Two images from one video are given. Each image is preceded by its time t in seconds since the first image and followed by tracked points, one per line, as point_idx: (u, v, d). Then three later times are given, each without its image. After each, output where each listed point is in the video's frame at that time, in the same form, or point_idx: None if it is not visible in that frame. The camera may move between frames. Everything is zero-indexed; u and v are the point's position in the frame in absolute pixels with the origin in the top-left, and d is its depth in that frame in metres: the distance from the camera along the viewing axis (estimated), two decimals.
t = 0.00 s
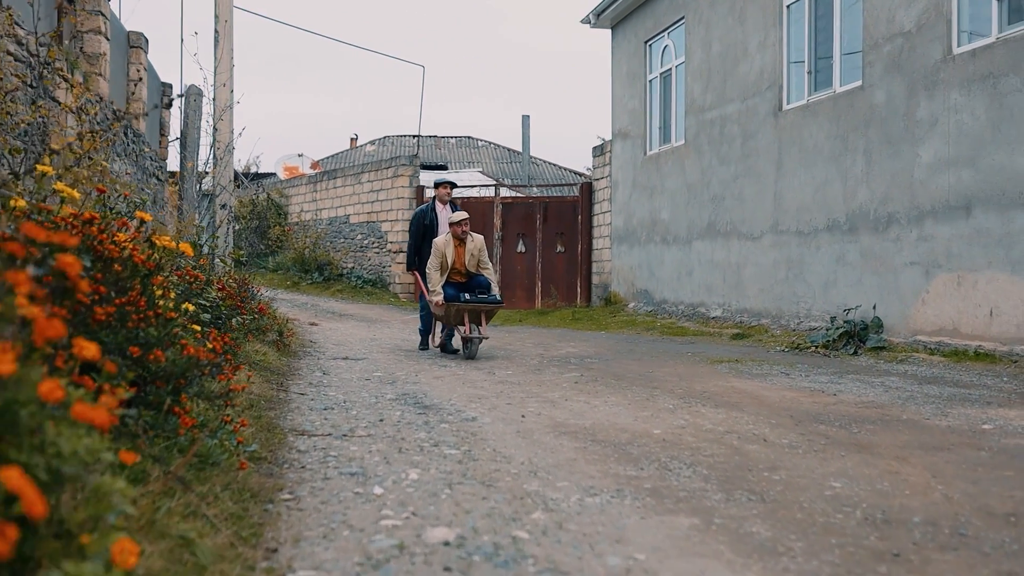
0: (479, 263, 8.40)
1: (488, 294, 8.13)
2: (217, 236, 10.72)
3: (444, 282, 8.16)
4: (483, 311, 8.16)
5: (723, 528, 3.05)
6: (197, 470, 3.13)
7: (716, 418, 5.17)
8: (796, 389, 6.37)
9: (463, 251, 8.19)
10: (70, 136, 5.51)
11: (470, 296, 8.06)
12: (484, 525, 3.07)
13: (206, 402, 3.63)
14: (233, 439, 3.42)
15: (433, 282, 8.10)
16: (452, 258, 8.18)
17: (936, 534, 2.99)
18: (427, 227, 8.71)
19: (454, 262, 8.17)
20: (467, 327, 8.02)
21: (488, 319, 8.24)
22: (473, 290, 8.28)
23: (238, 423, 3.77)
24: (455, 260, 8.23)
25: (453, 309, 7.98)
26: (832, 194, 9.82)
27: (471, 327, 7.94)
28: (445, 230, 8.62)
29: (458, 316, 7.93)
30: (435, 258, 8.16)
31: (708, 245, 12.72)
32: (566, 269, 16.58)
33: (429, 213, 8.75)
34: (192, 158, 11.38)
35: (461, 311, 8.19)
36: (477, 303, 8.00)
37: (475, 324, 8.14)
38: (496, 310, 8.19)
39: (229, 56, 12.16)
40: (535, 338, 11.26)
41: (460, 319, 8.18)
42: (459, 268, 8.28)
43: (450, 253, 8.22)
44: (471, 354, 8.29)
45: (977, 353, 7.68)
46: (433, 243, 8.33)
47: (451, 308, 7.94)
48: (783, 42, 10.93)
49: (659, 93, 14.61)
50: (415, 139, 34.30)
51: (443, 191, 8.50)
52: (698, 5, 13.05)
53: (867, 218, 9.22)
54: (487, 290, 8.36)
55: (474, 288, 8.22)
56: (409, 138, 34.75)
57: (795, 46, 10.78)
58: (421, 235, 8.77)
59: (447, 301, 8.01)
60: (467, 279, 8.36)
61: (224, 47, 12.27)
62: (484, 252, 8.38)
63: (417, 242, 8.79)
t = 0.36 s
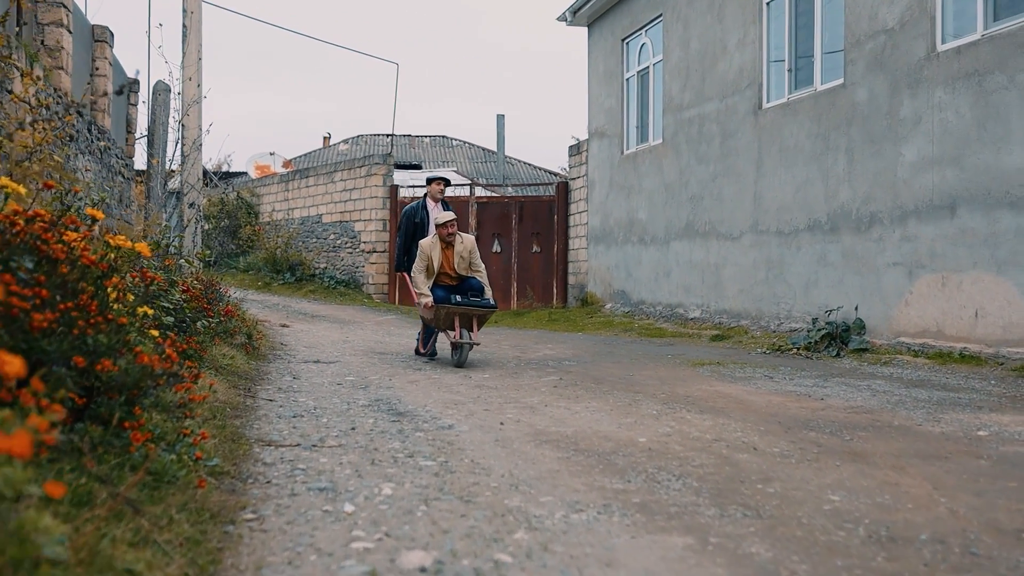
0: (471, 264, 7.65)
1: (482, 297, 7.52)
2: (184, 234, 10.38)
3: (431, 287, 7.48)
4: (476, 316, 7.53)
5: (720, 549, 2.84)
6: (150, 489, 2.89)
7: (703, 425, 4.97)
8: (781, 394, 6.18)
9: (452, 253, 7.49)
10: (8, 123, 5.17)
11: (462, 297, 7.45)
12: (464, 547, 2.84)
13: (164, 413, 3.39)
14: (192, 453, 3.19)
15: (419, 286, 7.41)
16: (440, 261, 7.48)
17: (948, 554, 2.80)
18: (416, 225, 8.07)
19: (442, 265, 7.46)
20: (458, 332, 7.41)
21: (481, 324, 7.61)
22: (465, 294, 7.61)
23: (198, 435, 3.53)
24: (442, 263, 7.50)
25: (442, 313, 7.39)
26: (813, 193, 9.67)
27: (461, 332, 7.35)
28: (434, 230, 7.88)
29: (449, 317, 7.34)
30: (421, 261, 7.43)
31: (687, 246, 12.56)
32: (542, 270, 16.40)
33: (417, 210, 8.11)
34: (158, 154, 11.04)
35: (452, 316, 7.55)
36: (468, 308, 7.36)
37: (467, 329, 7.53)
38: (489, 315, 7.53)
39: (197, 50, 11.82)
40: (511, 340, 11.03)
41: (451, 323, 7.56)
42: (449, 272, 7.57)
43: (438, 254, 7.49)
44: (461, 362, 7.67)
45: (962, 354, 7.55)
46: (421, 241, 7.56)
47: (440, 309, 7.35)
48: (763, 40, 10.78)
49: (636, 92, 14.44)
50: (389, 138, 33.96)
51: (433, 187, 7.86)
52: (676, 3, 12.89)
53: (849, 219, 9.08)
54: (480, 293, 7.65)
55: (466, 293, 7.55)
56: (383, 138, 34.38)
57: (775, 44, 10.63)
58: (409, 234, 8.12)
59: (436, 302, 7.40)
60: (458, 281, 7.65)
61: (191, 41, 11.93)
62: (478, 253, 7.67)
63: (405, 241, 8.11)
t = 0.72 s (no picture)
0: (470, 268, 7.38)
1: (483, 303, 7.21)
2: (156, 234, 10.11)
3: (428, 288, 7.19)
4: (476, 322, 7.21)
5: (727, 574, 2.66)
6: (112, 514, 2.67)
7: (696, 434, 4.78)
8: (773, 400, 6.00)
9: (449, 255, 7.24)
10: None
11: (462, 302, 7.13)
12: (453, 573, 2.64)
13: (129, 428, 3.16)
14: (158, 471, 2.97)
15: (414, 288, 7.13)
16: (437, 263, 7.21)
17: None
18: (414, 224, 7.75)
19: (438, 267, 7.19)
20: (456, 338, 7.12)
21: (480, 331, 7.28)
22: (465, 299, 7.32)
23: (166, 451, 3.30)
24: (439, 265, 7.23)
25: (440, 318, 7.03)
26: (798, 194, 9.54)
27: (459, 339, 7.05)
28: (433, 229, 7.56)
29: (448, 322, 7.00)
30: (416, 262, 7.18)
31: (669, 247, 12.41)
32: (521, 270, 16.20)
33: (416, 208, 7.79)
34: (130, 152, 10.74)
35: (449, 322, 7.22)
36: (467, 313, 7.07)
37: (465, 336, 7.20)
38: (489, 322, 7.23)
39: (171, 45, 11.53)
40: (492, 343, 10.82)
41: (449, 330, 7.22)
42: (447, 274, 7.29)
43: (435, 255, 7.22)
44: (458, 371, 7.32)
45: (953, 358, 7.43)
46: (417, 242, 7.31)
47: (438, 314, 7.01)
48: (747, 39, 10.64)
49: (617, 91, 14.27)
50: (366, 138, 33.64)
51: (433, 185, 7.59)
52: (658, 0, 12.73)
53: (835, 220, 8.95)
54: (480, 298, 7.35)
55: (466, 296, 7.26)
56: (359, 137, 34.06)
57: (760, 42, 10.49)
58: (406, 233, 7.80)
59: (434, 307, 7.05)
60: (457, 285, 7.37)
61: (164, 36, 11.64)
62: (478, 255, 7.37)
63: (402, 242, 7.81)
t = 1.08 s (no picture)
0: (465, 269, 7.15)
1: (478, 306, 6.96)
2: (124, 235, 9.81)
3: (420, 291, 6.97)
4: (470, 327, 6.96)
5: None
6: (73, 540, 2.47)
7: (688, 443, 4.61)
8: (761, 406, 5.84)
9: (443, 257, 7.01)
10: None
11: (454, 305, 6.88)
12: None
13: (92, 445, 2.95)
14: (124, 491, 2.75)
15: (405, 291, 6.91)
16: (430, 264, 6.99)
17: None
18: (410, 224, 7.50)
19: (430, 268, 6.97)
20: (450, 343, 6.87)
21: (475, 336, 7.02)
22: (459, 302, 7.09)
23: (133, 469, 3.08)
24: (431, 266, 7.01)
25: (431, 322, 6.80)
26: (781, 194, 9.42)
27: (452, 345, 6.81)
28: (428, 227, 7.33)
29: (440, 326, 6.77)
30: (407, 264, 6.97)
31: (648, 247, 12.26)
32: (499, 268, 16.01)
33: (413, 207, 7.55)
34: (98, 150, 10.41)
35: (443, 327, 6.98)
36: (461, 316, 6.82)
37: (459, 342, 6.94)
38: (484, 325, 6.97)
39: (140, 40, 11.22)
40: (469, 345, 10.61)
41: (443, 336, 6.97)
42: (440, 276, 7.07)
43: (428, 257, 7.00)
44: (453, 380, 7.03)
45: (940, 361, 7.32)
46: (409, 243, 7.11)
47: (430, 318, 6.78)
48: (728, 37, 10.52)
49: (595, 90, 14.12)
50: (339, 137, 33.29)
51: (430, 183, 7.33)
52: None
53: (819, 220, 8.84)
54: (475, 301, 7.11)
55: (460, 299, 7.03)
56: (332, 136, 33.69)
57: (741, 41, 10.37)
58: (402, 234, 7.56)
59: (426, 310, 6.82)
60: (451, 287, 7.15)
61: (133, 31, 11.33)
62: (474, 255, 7.15)
63: (399, 243, 7.57)
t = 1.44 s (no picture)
0: (460, 269, 6.94)
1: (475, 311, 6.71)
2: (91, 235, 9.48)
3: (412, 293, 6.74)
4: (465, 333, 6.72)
5: None
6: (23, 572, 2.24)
7: (681, 452, 4.42)
8: (751, 412, 5.67)
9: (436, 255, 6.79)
10: None
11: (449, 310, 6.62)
12: None
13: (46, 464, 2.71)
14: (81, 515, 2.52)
15: (397, 293, 6.67)
16: (422, 264, 6.76)
17: None
18: (397, 221, 7.25)
19: (423, 268, 6.74)
20: (444, 350, 6.61)
21: (471, 341, 6.78)
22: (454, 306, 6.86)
23: (92, 488, 2.85)
24: (425, 266, 6.78)
25: (424, 327, 6.55)
26: (765, 195, 9.28)
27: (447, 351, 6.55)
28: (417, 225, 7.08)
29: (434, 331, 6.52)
30: (399, 264, 6.72)
31: (628, 248, 12.10)
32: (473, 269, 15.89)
33: (400, 203, 7.28)
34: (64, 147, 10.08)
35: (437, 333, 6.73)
36: (455, 322, 6.57)
37: (454, 348, 6.69)
38: (479, 331, 6.73)
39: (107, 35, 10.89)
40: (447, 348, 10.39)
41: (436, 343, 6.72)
42: (433, 276, 6.84)
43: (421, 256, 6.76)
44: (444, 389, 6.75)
45: (928, 364, 7.20)
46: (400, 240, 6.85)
47: (422, 323, 6.53)
48: (710, 35, 10.38)
49: (575, 88, 13.95)
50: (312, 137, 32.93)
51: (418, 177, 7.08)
52: None
53: (804, 221, 8.70)
54: (471, 305, 6.88)
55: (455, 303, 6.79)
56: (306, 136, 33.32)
57: (724, 39, 10.23)
58: (389, 232, 7.30)
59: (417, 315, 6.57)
60: (445, 289, 6.93)
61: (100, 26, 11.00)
62: (467, 254, 6.93)
63: (384, 241, 7.31)
